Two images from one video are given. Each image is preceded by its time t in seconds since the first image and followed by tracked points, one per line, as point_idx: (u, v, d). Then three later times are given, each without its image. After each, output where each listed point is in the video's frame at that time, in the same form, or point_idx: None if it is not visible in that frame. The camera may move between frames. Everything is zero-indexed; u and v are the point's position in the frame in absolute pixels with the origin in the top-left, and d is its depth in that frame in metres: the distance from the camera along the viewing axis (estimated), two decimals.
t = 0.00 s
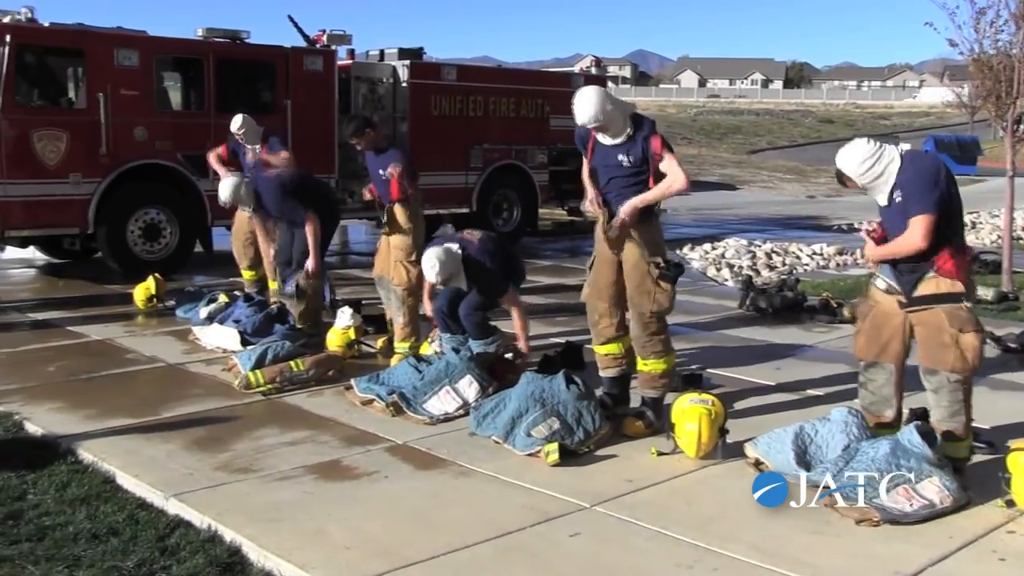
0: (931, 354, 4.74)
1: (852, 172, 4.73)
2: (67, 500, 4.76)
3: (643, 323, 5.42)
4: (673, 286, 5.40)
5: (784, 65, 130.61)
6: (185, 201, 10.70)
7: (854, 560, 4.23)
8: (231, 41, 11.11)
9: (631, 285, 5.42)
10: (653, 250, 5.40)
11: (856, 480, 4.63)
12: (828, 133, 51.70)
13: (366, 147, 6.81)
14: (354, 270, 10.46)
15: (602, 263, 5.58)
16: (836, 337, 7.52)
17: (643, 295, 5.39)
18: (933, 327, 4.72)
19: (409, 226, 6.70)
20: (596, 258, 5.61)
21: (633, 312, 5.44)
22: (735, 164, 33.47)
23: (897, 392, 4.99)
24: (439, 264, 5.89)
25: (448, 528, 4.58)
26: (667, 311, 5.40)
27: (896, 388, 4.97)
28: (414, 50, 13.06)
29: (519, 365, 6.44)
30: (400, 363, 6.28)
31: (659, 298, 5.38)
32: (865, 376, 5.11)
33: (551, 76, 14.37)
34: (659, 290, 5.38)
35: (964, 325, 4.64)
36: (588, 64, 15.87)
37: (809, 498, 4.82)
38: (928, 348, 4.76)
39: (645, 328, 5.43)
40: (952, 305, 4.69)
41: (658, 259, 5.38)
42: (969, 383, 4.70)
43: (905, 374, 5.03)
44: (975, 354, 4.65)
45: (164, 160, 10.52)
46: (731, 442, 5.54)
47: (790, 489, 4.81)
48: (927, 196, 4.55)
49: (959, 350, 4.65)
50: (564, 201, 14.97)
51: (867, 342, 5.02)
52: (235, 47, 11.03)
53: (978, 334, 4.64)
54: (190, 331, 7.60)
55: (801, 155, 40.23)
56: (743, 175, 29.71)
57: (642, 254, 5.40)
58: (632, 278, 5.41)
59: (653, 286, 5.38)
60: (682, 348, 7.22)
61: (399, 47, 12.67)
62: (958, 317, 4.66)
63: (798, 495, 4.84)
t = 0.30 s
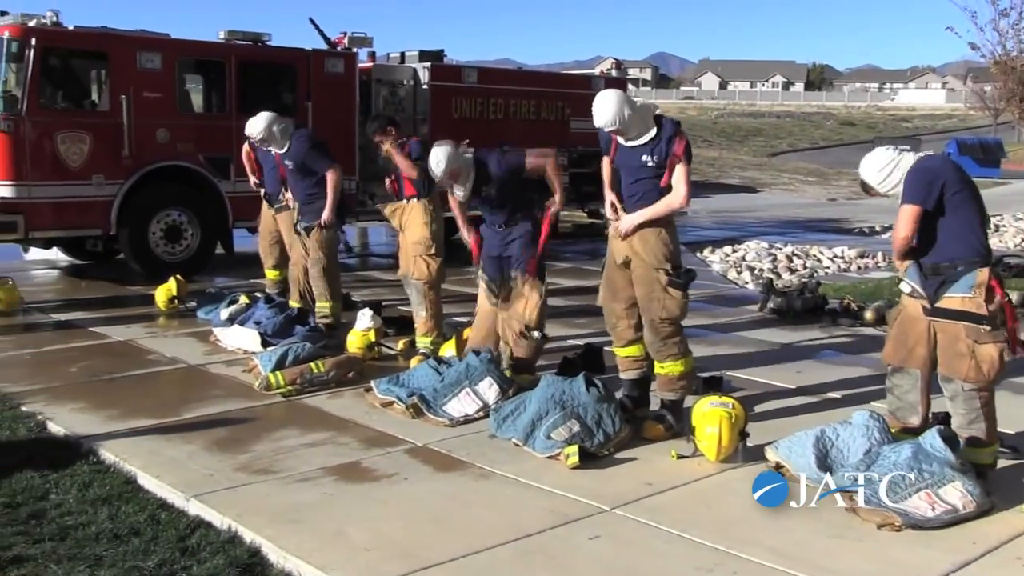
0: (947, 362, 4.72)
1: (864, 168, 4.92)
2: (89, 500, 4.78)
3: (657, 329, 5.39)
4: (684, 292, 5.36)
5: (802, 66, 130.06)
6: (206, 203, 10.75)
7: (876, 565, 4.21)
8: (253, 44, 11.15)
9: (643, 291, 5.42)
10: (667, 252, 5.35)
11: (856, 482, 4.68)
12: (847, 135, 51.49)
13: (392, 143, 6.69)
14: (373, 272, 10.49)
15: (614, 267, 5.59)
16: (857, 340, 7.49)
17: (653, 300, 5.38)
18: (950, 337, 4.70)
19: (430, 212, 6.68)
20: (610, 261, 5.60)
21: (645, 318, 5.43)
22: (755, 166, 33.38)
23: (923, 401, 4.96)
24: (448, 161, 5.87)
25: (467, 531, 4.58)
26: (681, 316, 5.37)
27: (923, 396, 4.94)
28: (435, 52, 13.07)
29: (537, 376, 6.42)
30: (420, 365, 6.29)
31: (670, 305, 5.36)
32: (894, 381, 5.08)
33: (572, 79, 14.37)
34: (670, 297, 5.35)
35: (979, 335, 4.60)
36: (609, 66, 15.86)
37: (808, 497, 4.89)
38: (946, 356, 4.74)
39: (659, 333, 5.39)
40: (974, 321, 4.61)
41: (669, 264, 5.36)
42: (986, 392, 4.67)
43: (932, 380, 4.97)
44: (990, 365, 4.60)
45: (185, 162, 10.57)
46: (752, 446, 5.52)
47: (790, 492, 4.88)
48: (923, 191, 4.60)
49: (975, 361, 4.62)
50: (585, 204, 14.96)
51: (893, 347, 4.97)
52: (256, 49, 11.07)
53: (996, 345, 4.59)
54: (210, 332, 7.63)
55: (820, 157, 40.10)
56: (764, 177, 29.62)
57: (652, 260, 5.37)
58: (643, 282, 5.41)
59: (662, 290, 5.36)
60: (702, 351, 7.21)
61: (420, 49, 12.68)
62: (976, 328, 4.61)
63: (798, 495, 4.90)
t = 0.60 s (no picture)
0: (959, 363, 4.71)
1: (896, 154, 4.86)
2: (105, 503, 4.79)
3: (673, 334, 5.39)
4: (701, 297, 5.35)
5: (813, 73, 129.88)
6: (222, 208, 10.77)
7: (892, 571, 4.19)
8: (269, 48, 11.16)
9: (659, 296, 5.41)
10: (683, 257, 5.35)
11: (858, 480, 4.78)
12: (860, 141, 51.34)
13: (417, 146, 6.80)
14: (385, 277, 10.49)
15: (630, 271, 5.59)
16: (875, 345, 7.46)
17: (670, 305, 5.38)
18: (962, 339, 4.69)
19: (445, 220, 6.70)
20: (627, 264, 5.61)
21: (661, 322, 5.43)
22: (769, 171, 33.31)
23: (941, 404, 4.99)
24: (472, 125, 6.00)
25: (481, 536, 4.58)
26: (699, 321, 5.36)
27: (940, 398, 4.96)
28: (450, 57, 13.08)
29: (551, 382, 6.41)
30: (435, 370, 6.30)
31: (687, 310, 5.35)
32: (911, 383, 5.10)
33: (587, 84, 14.36)
34: (687, 301, 5.35)
35: (990, 339, 4.58)
36: (625, 71, 15.84)
37: (808, 498, 4.95)
38: (958, 359, 4.73)
39: (675, 337, 5.39)
40: (982, 323, 4.61)
41: (684, 269, 5.35)
42: (1000, 395, 4.65)
43: (950, 383, 5.00)
44: (1003, 368, 4.58)
45: (201, 167, 10.59)
46: (768, 452, 5.50)
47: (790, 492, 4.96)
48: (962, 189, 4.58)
49: (987, 364, 4.60)
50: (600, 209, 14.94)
51: (909, 350, 5.01)
52: (274, 54, 11.08)
53: (1007, 347, 4.56)
54: (225, 336, 7.65)
55: (833, 162, 40.00)
56: (780, 182, 29.55)
57: (668, 265, 5.36)
58: (658, 286, 5.40)
59: (679, 295, 5.35)
60: (717, 357, 7.20)
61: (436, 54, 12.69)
62: (987, 330, 4.59)
63: (799, 495, 4.97)
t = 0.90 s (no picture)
0: (956, 364, 4.72)
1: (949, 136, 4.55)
2: (111, 508, 4.79)
3: (680, 339, 5.38)
4: (708, 303, 5.35)
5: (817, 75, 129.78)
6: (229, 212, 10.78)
7: None
8: (276, 53, 11.16)
9: (666, 302, 5.41)
10: (692, 262, 5.34)
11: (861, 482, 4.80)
12: (866, 145, 51.31)
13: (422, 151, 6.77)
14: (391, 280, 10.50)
15: (640, 277, 5.59)
16: (883, 350, 7.44)
17: (677, 311, 5.37)
18: (958, 339, 4.69)
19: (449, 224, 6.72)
20: (637, 270, 5.61)
21: (669, 328, 5.43)
22: (775, 175, 33.30)
23: (942, 405, 4.94)
24: (508, 118, 5.93)
25: (487, 540, 4.57)
26: (706, 327, 5.37)
27: (941, 399, 4.92)
28: (457, 62, 13.09)
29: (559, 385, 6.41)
30: (443, 373, 6.30)
31: (693, 315, 5.35)
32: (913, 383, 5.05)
33: (594, 88, 14.36)
34: (693, 307, 5.35)
35: (985, 340, 4.58)
36: (632, 76, 15.85)
37: (807, 497, 4.96)
38: (955, 359, 4.73)
39: (683, 343, 5.38)
40: (979, 326, 4.60)
41: (693, 275, 5.34)
42: (996, 397, 4.63)
43: (952, 385, 4.93)
44: (998, 369, 4.57)
45: (209, 172, 10.60)
46: (776, 458, 5.49)
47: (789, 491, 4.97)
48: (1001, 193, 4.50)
49: (982, 364, 4.61)
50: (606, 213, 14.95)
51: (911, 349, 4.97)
52: (281, 59, 11.09)
53: (1003, 349, 4.57)
54: (232, 340, 7.66)
55: (838, 166, 39.97)
56: (787, 187, 29.54)
57: (676, 270, 5.36)
58: (666, 292, 5.41)
59: (685, 301, 5.35)
60: (725, 362, 7.19)
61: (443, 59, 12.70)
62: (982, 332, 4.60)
63: (798, 495, 4.98)
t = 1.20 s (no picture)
0: (963, 360, 4.69)
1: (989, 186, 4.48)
2: (112, 509, 4.79)
3: (680, 342, 5.38)
4: (710, 305, 5.33)
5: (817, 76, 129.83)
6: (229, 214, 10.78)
7: None
8: (277, 55, 11.16)
9: (667, 304, 5.41)
10: (693, 265, 5.35)
11: (862, 483, 4.79)
12: (867, 147, 51.29)
13: (414, 150, 6.78)
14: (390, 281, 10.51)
15: (641, 280, 5.60)
16: (883, 352, 7.45)
17: (677, 314, 5.37)
18: (965, 335, 4.68)
19: (441, 222, 6.70)
20: (637, 274, 5.62)
21: (669, 330, 5.43)
22: (776, 177, 33.30)
23: (940, 404, 4.89)
24: (511, 125, 5.89)
25: (488, 542, 4.57)
26: (706, 330, 5.37)
27: (940, 399, 4.86)
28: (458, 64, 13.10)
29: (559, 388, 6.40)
30: (443, 375, 6.31)
31: (694, 318, 5.35)
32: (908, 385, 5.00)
33: (594, 90, 14.37)
34: (694, 310, 5.34)
35: (995, 335, 4.60)
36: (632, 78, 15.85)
37: (808, 498, 4.97)
38: (961, 355, 4.71)
39: (682, 345, 5.38)
40: (990, 318, 4.63)
41: (695, 278, 5.35)
42: (1001, 393, 4.65)
43: (948, 384, 4.90)
44: (1005, 363, 4.59)
45: (209, 173, 10.59)
46: (776, 459, 5.49)
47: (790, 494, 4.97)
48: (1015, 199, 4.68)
49: (990, 359, 4.61)
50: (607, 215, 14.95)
51: (908, 350, 4.92)
52: (281, 61, 11.10)
53: (1009, 343, 4.60)
54: (232, 342, 7.66)
55: (838, 168, 39.98)
56: (787, 189, 29.56)
57: (677, 273, 5.36)
58: (666, 294, 5.41)
59: (686, 304, 5.35)
60: (725, 364, 7.20)
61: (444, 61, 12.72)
62: (990, 326, 4.63)
63: (798, 495, 5.00)
